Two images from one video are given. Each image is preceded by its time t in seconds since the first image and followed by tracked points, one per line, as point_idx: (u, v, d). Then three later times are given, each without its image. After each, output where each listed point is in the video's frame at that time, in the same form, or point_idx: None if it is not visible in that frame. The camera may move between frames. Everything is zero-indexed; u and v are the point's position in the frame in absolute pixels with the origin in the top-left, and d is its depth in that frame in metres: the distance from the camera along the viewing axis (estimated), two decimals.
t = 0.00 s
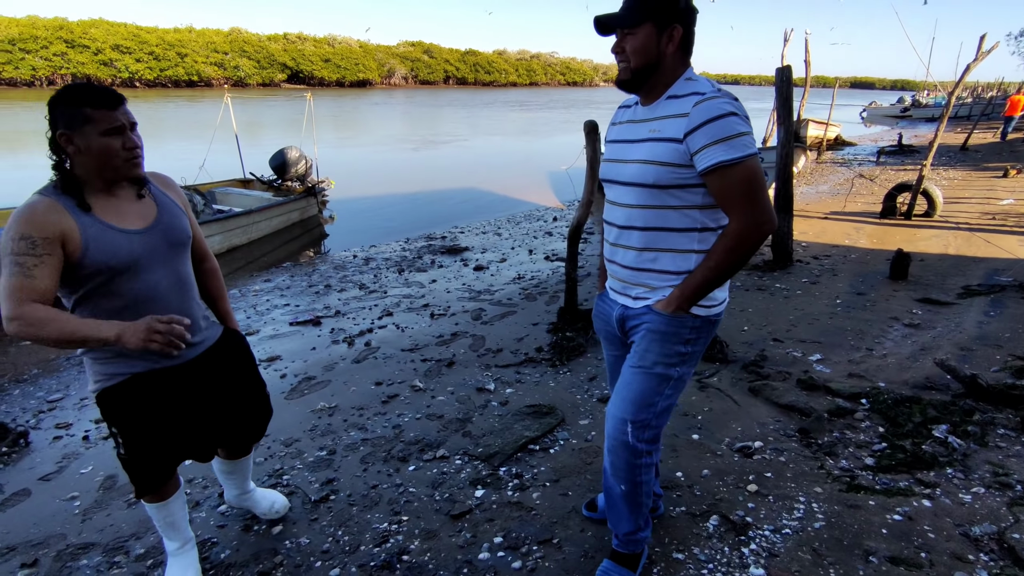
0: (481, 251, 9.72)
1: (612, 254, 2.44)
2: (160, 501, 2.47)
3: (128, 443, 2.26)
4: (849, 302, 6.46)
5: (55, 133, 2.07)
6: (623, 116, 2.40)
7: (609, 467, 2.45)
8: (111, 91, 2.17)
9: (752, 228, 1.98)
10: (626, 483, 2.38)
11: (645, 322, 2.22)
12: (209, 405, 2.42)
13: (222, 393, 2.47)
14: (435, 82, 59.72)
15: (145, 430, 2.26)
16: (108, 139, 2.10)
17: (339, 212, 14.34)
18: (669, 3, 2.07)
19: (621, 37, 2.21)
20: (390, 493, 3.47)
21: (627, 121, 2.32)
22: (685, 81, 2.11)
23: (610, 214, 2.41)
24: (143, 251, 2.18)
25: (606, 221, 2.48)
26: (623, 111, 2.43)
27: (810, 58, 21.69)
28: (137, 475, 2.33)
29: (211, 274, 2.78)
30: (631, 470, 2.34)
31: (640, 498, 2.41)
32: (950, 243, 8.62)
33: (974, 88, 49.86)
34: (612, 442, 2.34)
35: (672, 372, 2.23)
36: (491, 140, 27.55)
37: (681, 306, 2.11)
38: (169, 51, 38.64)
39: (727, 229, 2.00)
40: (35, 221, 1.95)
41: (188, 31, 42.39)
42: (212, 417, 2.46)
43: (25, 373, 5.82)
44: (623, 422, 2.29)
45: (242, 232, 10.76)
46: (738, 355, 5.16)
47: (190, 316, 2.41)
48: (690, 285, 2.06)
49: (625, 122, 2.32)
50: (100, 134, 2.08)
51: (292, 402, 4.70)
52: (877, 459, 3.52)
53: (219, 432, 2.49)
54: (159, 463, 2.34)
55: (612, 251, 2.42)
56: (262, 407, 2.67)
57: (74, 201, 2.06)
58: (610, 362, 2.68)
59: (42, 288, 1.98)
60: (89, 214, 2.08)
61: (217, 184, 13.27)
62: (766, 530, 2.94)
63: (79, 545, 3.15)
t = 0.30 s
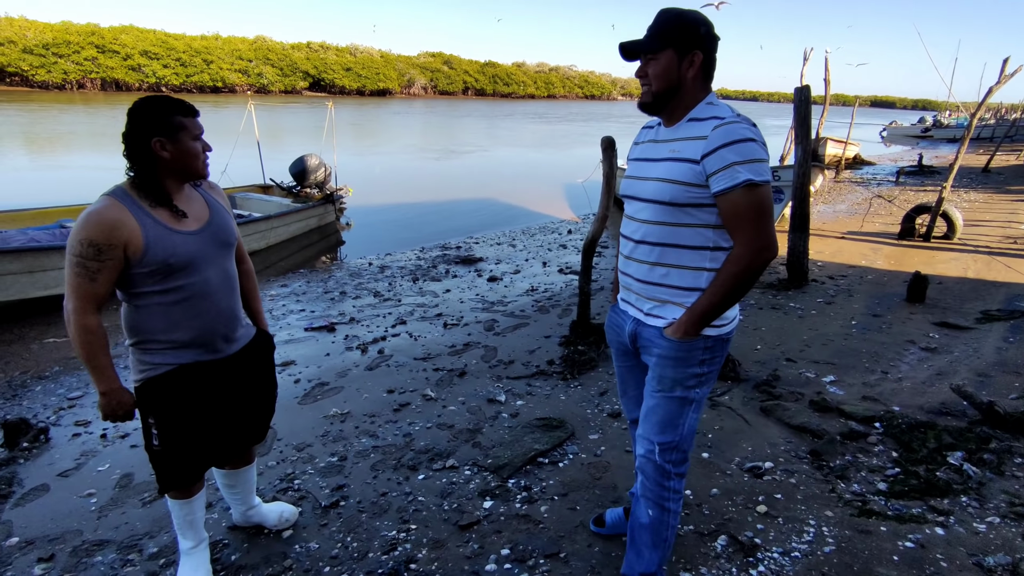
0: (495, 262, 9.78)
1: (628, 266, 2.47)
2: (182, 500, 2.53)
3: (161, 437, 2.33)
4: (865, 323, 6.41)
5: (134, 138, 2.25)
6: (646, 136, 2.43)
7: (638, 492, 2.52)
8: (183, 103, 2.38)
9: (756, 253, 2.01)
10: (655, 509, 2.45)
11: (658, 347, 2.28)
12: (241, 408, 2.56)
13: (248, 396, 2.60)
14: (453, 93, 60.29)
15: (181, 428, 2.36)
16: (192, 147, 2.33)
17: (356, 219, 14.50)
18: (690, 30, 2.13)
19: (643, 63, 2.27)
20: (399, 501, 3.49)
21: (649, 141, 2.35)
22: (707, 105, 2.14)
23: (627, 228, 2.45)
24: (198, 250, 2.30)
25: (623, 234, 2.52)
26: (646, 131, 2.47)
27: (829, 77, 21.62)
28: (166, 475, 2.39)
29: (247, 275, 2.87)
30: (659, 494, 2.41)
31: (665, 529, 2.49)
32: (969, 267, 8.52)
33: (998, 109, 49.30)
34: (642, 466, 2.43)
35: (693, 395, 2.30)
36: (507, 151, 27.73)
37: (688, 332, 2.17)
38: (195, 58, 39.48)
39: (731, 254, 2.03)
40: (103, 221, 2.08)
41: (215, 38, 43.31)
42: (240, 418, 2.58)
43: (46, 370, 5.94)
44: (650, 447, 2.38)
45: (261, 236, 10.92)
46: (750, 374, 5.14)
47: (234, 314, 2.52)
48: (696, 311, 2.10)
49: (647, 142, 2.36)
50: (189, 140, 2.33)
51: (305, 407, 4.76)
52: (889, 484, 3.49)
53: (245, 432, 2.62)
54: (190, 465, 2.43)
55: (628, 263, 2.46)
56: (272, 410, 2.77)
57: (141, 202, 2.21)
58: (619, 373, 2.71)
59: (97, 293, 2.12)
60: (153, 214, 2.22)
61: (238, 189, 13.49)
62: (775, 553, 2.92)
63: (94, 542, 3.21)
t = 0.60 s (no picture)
0: (508, 275, 9.84)
1: (636, 285, 2.52)
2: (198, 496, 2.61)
3: (188, 433, 2.43)
4: (878, 347, 6.35)
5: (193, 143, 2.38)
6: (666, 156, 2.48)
7: (643, 514, 2.56)
8: (239, 115, 2.51)
9: (757, 286, 2.03)
10: (659, 532, 2.48)
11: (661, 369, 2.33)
12: (260, 411, 2.63)
13: (269, 399, 2.67)
14: (472, 105, 60.83)
15: (201, 427, 2.43)
16: (243, 155, 2.44)
17: (372, 228, 14.66)
18: (723, 56, 2.18)
19: (674, 84, 2.33)
20: (405, 510, 3.53)
21: (670, 161, 2.39)
22: (731, 133, 2.18)
23: (639, 245, 2.49)
24: (233, 252, 2.37)
25: (634, 251, 2.56)
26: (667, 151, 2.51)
27: (848, 98, 21.57)
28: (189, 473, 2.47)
29: (288, 284, 2.96)
30: (663, 517, 2.46)
31: (669, 551, 2.50)
32: (987, 293, 8.42)
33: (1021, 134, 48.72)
34: (646, 490, 2.49)
35: (697, 419, 2.34)
36: (523, 164, 27.91)
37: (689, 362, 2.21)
38: (221, 66, 40.35)
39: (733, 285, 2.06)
40: (152, 214, 2.20)
41: (240, 47, 44.24)
42: (261, 422, 2.66)
43: (66, 369, 6.07)
44: (655, 471, 2.43)
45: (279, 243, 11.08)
46: (760, 396, 5.11)
47: (262, 318, 2.57)
48: (696, 339, 2.14)
49: (668, 162, 2.40)
50: (241, 149, 2.45)
51: (316, 413, 4.82)
52: (898, 512, 3.46)
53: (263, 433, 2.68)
54: (209, 466, 2.50)
55: (637, 282, 2.50)
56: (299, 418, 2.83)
57: (192, 202, 2.32)
58: (623, 392, 2.75)
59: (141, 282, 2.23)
60: (201, 214, 2.32)
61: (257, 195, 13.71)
62: None
63: (106, 540, 3.28)
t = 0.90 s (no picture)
0: (520, 282, 9.85)
1: (638, 296, 2.51)
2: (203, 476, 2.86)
3: (190, 426, 2.53)
4: (892, 363, 6.25)
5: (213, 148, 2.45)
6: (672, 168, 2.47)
7: (641, 529, 2.53)
8: (262, 127, 2.58)
9: (777, 299, 2.03)
10: (656, 547, 2.45)
11: (664, 380, 2.32)
12: (262, 411, 2.68)
13: (273, 400, 2.71)
14: (490, 113, 61.13)
15: (202, 421, 2.52)
16: (258, 163, 2.48)
17: (387, 233, 14.79)
18: (730, 69, 2.17)
19: (681, 96, 2.32)
20: (406, 516, 3.54)
21: (676, 173, 2.39)
22: (736, 146, 2.18)
23: (641, 257, 2.49)
24: (241, 254, 2.42)
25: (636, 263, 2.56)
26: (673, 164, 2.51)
27: (869, 109, 21.32)
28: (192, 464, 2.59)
29: (297, 287, 3.00)
30: (662, 532, 2.43)
31: (665, 566, 2.47)
32: (1008, 311, 8.24)
33: None
34: (646, 504, 2.46)
35: (698, 431, 2.32)
36: (539, 172, 27.97)
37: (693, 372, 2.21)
38: (245, 72, 41.16)
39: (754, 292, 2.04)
40: (167, 212, 2.30)
41: (264, 53, 44.99)
42: (262, 422, 2.70)
43: (82, 366, 6.20)
44: (656, 485, 2.40)
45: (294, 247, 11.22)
46: (769, 410, 5.05)
47: (266, 322, 2.59)
48: (710, 340, 2.12)
49: (674, 173, 2.39)
50: (257, 158, 2.48)
51: (323, 417, 4.86)
52: (906, 532, 3.39)
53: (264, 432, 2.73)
54: (209, 459, 2.60)
55: (638, 294, 2.50)
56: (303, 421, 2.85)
57: (207, 203, 2.40)
58: (625, 404, 2.75)
59: (152, 276, 2.34)
60: (214, 215, 2.40)
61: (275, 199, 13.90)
62: None
63: (113, 536, 3.34)
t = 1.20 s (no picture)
0: (533, 285, 9.84)
1: (641, 301, 2.45)
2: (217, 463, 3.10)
3: (191, 422, 2.69)
4: (912, 372, 6.09)
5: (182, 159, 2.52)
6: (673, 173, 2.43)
7: (639, 536, 2.50)
8: (233, 133, 2.64)
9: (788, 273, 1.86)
10: (654, 554, 2.42)
11: (667, 388, 2.28)
12: (263, 413, 2.79)
13: (272, 401, 2.81)
14: (511, 115, 61.19)
15: (203, 418, 2.67)
16: (224, 165, 2.52)
17: (404, 235, 14.90)
18: (740, 74, 2.18)
19: (690, 92, 2.23)
20: (408, 517, 3.55)
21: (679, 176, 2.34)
22: (739, 148, 2.15)
23: (644, 262, 2.44)
24: (222, 259, 2.50)
25: (638, 268, 2.51)
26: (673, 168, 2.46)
27: (895, 110, 20.86)
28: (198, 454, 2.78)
29: (286, 286, 3.05)
30: (660, 540, 2.40)
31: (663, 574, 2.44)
32: None
33: None
34: (644, 511, 2.42)
35: (700, 439, 2.27)
36: (558, 175, 27.93)
37: (674, 315, 1.95)
38: (270, 76, 41.86)
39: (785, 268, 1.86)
40: (145, 224, 2.39)
41: (288, 56, 45.69)
42: (260, 422, 2.79)
43: (101, 363, 6.35)
44: (655, 493, 2.36)
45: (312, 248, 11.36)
46: (781, 418, 4.96)
47: (254, 323, 2.67)
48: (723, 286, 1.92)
49: (677, 177, 2.35)
50: (210, 161, 2.50)
51: (331, 417, 4.90)
52: (917, 546, 3.30)
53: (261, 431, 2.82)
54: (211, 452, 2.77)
55: (641, 299, 2.44)
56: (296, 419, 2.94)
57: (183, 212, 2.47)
58: (625, 409, 2.70)
59: (139, 286, 2.43)
60: (192, 223, 2.48)
61: (293, 201, 14.09)
62: None
63: (121, 530, 3.41)
